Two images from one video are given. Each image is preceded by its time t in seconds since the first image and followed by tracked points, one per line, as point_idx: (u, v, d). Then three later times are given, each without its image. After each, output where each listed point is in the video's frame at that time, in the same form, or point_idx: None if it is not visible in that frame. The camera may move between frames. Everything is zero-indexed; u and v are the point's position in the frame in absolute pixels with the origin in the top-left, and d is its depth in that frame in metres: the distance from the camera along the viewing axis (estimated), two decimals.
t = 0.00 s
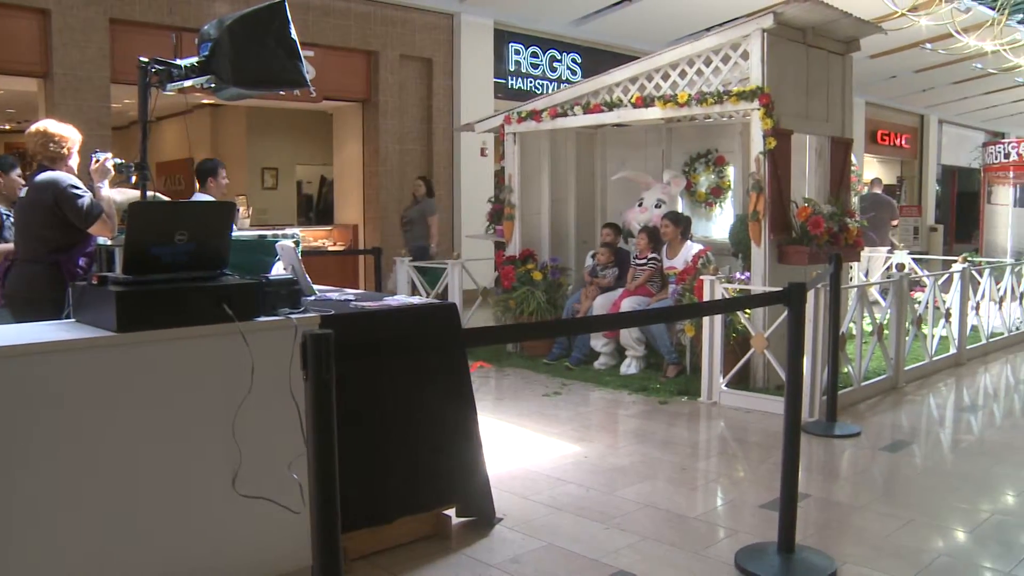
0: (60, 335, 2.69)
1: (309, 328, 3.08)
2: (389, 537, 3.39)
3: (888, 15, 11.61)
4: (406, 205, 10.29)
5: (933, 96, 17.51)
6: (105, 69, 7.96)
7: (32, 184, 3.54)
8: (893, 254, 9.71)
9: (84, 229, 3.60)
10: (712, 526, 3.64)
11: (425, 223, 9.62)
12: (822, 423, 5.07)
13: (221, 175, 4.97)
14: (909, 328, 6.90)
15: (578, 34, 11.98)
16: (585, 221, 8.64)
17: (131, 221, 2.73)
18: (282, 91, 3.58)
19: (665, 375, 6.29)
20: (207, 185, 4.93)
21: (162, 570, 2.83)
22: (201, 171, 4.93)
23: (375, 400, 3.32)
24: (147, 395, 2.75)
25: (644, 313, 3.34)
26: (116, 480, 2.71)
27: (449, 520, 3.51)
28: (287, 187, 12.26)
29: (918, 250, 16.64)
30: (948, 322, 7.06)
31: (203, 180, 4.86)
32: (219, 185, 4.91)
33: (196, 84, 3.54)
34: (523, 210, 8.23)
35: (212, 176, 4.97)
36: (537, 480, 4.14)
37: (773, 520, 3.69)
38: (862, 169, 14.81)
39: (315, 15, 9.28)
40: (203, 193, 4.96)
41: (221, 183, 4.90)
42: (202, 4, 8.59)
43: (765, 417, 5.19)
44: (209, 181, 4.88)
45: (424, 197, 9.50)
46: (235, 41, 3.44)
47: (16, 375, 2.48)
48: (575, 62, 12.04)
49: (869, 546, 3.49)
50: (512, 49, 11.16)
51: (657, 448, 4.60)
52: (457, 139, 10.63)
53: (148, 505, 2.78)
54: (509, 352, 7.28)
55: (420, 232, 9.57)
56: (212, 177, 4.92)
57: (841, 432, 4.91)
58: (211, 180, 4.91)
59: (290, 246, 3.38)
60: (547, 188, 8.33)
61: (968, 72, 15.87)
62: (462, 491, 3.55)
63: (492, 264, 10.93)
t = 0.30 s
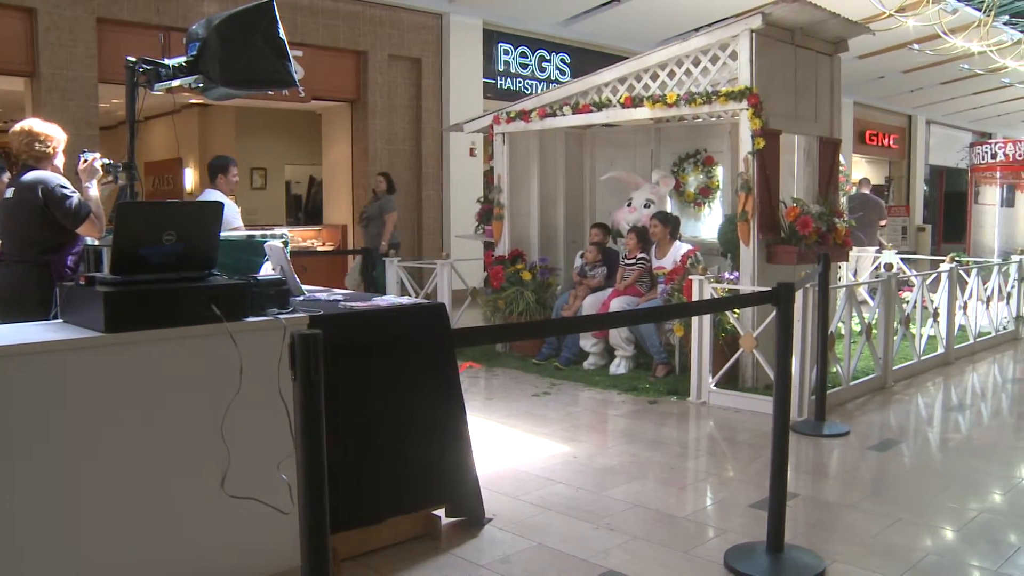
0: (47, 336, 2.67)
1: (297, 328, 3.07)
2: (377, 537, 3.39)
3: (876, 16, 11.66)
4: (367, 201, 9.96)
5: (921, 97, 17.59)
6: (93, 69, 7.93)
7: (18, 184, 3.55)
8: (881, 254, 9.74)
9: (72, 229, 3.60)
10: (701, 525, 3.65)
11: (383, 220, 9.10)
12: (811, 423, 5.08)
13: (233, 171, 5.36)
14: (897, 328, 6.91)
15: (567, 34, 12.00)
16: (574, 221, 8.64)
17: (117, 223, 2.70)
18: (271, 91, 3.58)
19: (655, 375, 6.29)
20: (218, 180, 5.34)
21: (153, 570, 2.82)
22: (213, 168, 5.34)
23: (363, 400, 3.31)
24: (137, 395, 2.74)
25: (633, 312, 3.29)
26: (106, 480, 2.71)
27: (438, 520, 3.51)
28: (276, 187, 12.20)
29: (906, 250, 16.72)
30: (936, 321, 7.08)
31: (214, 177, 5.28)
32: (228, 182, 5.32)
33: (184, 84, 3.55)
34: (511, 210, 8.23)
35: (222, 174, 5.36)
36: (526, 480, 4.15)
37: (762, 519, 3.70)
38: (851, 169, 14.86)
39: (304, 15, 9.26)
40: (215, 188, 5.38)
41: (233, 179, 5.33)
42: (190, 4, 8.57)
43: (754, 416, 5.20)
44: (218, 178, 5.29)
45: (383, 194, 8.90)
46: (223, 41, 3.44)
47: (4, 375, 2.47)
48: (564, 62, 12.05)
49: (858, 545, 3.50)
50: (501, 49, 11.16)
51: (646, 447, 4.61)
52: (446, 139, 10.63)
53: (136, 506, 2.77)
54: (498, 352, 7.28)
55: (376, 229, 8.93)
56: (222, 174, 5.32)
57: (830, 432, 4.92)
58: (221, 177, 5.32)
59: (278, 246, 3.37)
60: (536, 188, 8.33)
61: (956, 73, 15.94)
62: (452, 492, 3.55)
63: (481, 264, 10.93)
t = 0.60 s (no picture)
0: (43, 336, 2.67)
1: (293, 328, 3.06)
2: (374, 538, 3.38)
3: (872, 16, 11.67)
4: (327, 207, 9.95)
5: (918, 97, 17.61)
6: (89, 69, 7.93)
7: (12, 185, 3.54)
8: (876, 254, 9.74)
9: (67, 230, 3.60)
10: (698, 525, 3.65)
11: (348, 224, 9.34)
12: (807, 423, 5.08)
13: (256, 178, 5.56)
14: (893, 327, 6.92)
15: (563, 35, 12.00)
16: (569, 221, 8.64)
17: (115, 222, 2.71)
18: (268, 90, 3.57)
19: (651, 375, 6.29)
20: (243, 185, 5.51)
21: (149, 571, 2.82)
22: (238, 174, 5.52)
23: (358, 401, 3.31)
24: (133, 395, 2.74)
25: (629, 312, 3.29)
26: (102, 480, 2.70)
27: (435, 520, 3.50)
28: (272, 187, 12.18)
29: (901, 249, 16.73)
30: (932, 321, 7.09)
31: (239, 183, 5.48)
32: (253, 189, 5.53)
33: (180, 84, 3.57)
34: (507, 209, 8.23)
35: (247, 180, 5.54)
36: (522, 480, 4.15)
37: (758, 519, 3.71)
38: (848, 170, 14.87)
39: (300, 15, 9.26)
40: (238, 192, 5.59)
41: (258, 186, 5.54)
42: (186, 4, 8.57)
43: (749, 416, 5.21)
44: (244, 185, 5.50)
45: (347, 200, 9.11)
46: (218, 41, 3.44)
47: None
48: (561, 62, 12.05)
49: (855, 545, 3.50)
50: (497, 49, 11.16)
51: (642, 447, 4.61)
52: (442, 139, 10.62)
53: (132, 506, 2.77)
54: (493, 352, 7.27)
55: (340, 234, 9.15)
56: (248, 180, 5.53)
57: (826, 432, 4.92)
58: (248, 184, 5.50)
59: (275, 246, 3.37)
60: (532, 187, 8.33)
61: (953, 73, 15.96)
62: (449, 491, 3.55)
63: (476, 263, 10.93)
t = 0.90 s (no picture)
0: (42, 336, 2.67)
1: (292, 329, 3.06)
2: (373, 539, 3.38)
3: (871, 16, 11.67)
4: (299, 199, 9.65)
5: (916, 97, 17.62)
6: (87, 68, 7.93)
7: (11, 185, 3.55)
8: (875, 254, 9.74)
9: (66, 229, 3.62)
10: (697, 525, 3.65)
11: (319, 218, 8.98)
12: (806, 423, 5.08)
13: (287, 175, 6.07)
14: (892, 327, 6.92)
15: (562, 34, 12.00)
16: (568, 221, 8.64)
17: (113, 222, 2.71)
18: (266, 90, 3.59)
19: (650, 375, 6.29)
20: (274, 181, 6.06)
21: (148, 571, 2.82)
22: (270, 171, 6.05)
23: (357, 403, 3.31)
24: (131, 395, 2.74)
25: (629, 312, 3.29)
26: (100, 481, 2.70)
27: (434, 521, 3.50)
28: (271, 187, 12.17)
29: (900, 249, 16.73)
30: (931, 321, 7.09)
31: (271, 180, 6.00)
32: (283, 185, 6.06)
33: (179, 84, 3.56)
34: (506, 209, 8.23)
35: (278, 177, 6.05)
36: (521, 480, 4.15)
37: (757, 519, 3.71)
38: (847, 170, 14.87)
39: (299, 15, 9.26)
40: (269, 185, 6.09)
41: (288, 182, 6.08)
42: (184, 4, 8.57)
43: (748, 416, 5.21)
44: (275, 182, 6.02)
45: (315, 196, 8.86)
46: (217, 42, 3.45)
47: None
48: (559, 62, 12.05)
49: (853, 545, 3.50)
50: (496, 49, 11.16)
51: (642, 447, 4.61)
52: (441, 139, 10.62)
53: (131, 506, 2.77)
54: (492, 353, 7.26)
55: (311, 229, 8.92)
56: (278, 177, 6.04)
57: (825, 432, 4.92)
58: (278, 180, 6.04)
59: (273, 246, 3.37)
60: (531, 187, 8.33)
61: (951, 73, 15.97)
62: (448, 492, 3.55)
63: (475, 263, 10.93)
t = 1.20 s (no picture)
0: (41, 336, 2.67)
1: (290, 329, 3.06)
2: (373, 539, 3.39)
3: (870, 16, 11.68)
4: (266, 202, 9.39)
5: (915, 97, 17.63)
6: (87, 68, 7.93)
7: (11, 184, 3.56)
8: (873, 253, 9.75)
9: (66, 229, 3.64)
10: (697, 525, 3.65)
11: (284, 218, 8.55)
12: (805, 422, 5.08)
13: (298, 176, 5.98)
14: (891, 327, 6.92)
15: (562, 34, 12.00)
16: (568, 221, 8.64)
17: (112, 223, 2.71)
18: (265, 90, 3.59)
19: (649, 375, 6.29)
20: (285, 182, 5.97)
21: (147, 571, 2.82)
22: (282, 171, 5.99)
23: (355, 404, 3.31)
24: (131, 395, 2.74)
25: (628, 312, 3.28)
26: (100, 481, 2.70)
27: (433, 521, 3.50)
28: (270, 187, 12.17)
29: (898, 249, 16.73)
30: (930, 321, 7.10)
31: (282, 181, 5.93)
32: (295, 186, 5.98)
33: (177, 83, 3.56)
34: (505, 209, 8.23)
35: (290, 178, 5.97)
36: (521, 479, 4.15)
37: (757, 519, 3.71)
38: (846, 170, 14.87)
39: (298, 15, 9.26)
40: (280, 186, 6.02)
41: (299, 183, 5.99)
42: (183, 3, 8.57)
43: (748, 416, 5.21)
44: (285, 183, 5.95)
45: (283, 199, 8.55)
46: (216, 42, 3.45)
47: None
48: (559, 62, 12.05)
49: (853, 545, 3.49)
50: (495, 49, 11.16)
51: (641, 447, 4.61)
52: (440, 139, 10.62)
53: (131, 506, 2.77)
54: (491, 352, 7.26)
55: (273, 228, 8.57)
56: (289, 179, 5.96)
57: (824, 432, 4.92)
58: (290, 181, 5.95)
59: (272, 246, 3.37)
60: (530, 187, 8.33)
61: (950, 73, 15.98)
62: (447, 492, 3.55)
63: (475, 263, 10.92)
